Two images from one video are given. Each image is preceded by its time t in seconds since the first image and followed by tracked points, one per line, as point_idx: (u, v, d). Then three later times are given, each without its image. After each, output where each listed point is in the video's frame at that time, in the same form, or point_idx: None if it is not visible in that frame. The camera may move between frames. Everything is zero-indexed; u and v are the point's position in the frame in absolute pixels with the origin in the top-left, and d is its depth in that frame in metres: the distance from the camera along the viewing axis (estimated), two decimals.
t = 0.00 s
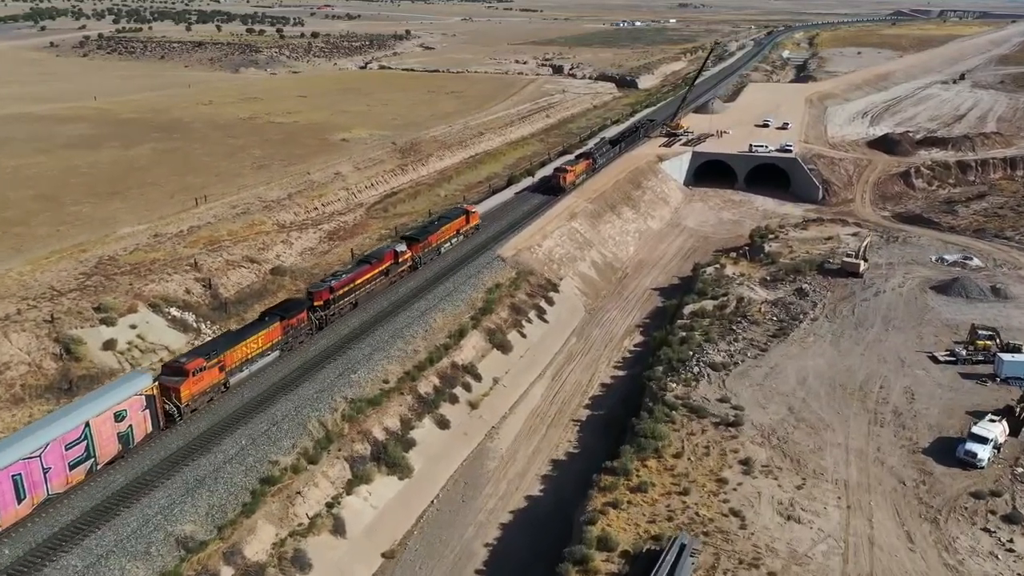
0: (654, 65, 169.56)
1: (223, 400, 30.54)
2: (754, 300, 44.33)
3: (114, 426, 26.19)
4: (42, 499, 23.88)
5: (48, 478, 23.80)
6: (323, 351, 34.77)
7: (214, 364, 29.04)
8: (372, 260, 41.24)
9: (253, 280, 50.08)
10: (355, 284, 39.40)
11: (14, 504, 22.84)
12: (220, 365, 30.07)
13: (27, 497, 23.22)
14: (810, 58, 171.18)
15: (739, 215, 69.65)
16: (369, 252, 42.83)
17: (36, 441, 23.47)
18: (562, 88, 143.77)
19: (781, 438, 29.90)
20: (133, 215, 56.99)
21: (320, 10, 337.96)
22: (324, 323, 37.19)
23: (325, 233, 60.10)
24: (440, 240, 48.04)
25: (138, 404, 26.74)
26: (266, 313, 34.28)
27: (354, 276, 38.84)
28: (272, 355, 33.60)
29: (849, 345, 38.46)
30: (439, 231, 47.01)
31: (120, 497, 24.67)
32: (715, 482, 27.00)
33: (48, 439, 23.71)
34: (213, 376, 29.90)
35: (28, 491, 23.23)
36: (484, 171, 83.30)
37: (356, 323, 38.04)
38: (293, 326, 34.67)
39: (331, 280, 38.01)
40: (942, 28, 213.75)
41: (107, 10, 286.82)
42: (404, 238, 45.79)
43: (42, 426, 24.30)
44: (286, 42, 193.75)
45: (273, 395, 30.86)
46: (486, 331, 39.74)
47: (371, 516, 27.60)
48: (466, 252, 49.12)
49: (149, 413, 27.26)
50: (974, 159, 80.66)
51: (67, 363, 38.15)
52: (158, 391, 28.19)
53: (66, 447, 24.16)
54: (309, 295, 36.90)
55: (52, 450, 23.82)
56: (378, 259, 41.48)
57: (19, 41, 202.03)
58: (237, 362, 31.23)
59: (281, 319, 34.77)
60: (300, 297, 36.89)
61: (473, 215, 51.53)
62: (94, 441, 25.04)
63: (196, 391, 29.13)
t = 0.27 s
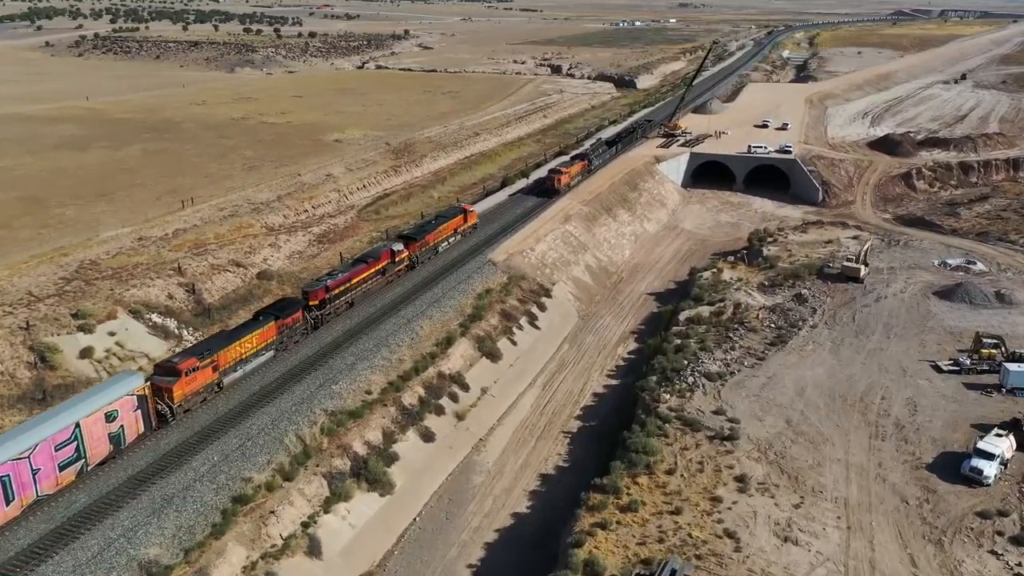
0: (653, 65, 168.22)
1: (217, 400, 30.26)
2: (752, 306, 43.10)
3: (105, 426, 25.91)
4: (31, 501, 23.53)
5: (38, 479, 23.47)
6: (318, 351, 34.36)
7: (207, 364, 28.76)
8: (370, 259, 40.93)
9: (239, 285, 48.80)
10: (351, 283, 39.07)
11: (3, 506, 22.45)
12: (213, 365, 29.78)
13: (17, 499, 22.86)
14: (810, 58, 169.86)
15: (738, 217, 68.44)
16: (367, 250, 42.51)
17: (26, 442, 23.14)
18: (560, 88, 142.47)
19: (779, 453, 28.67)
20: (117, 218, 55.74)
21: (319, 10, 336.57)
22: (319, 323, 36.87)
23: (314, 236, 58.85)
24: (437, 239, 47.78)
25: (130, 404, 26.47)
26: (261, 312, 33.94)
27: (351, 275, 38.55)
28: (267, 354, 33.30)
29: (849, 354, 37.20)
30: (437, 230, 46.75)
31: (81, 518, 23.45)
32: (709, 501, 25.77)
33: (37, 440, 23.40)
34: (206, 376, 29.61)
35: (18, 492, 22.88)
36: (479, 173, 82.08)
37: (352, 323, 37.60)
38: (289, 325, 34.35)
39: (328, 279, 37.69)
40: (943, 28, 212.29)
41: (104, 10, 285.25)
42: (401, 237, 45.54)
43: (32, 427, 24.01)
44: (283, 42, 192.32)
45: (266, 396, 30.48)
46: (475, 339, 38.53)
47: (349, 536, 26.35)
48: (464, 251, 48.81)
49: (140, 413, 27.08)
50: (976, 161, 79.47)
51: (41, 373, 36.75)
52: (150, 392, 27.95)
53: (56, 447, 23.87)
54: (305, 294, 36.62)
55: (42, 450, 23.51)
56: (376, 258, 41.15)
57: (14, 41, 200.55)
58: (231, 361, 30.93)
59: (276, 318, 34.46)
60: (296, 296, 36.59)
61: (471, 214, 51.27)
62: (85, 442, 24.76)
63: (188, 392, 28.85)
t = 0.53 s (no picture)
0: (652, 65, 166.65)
1: (209, 400, 29.73)
2: (749, 314, 41.69)
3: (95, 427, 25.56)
4: (18, 503, 23.26)
5: (24, 480, 23.20)
6: (310, 352, 33.77)
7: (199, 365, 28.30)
8: (366, 258, 40.49)
9: (221, 290, 47.35)
10: (347, 283, 38.59)
11: None
12: (205, 364, 29.31)
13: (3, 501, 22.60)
14: (811, 58, 168.22)
15: (736, 220, 67.01)
16: (363, 250, 42.03)
17: (12, 443, 22.86)
18: (558, 88, 140.96)
19: (776, 473, 27.22)
20: (99, 221, 54.35)
21: (318, 9, 335.12)
22: (314, 322, 36.37)
23: (302, 239, 57.41)
24: (435, 238, 47.37)
25: (120, 404, 26.07)
26: (254, 312, 33.45)
27: (346, 274, 38.09)
28: (261, 354, 32.81)
29: (850, 365, 35.72)
30: (434, 229, 46.35)
31: (31, 546, 22.04)
32: (701, 526, 24.34)
33: (24, 441, 23.11)
34: (198, 376, 29.10)
35: (4, 494, 22.62)
36: (473, 174, 80.67)
37: (346, 324, 36.99)
38: (283, 324, 33.86)
39: (323, 278, 37.22)
40: (945, 28, 210.47)
41: (101, 10, 283.40)
42: (398, 235, 45.10)
43: (20, 427, 23.74)
44: (279, 41, 190.78)
45: (257, 398, 29.90)
46: (461, 349, 37.10)
47: (320, 561, 24.91)
48: (460, 250, 48.37)
49: (131, 414, 26.68)
50: (980, 162, 77.99)
51: (10, 383, 35.12)
52: (140, 392, 27.50)
53: (44, 449, 23.57)
54: (299, 293, 36.15)
55: (30, 451, 23.22)
56: (372, 257, 40.67)
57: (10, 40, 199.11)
58: (224, 361, 30.43)
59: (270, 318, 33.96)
60: (291, 295, 36.11)
61: (468, 213, 51.02)
62: (74, 442, 24.46)
63: (180, 392, 28.36)
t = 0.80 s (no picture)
0: (651, 65, 165.17)
1: (201, 400, 29.50)
2: (746, 323, 40.26)
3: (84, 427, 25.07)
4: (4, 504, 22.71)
5: (11, 482, 22.65)
6: (304, 353, 33.46)
7: (191, 364, 28.04)
8: (362, 258, 40.33)
9: (203, 296, 45.99)
10: (342, 282, 38.40)
11: None
12: (198, 364, 29.06)
13: None
14: (812, 58, 166.58)
15: (735, 223, 65.58)
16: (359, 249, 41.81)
17: None
18: (557, 88, 139.45)
19: (773, 494, 25.83)
20: (81, 224, 53.00)
21: (319, 10, 334.33)
22: (309, 322, 36.15)
23: (289, 243, 56.06)
24: (432, 236, 47.06)
25: (110, 405, 25.67)
26: (248, 312, 33.25)
27: (342, 273, 37.89)
28: (255, 354, 32.57)
29: (851, 377, 34.26)
30: (432, 228, 46.05)
31: None
32: (693, 552, 22.97)
33: (12, 441, 22.56)
34: (191, 376, 28.87)
35: None
36: (468, 176, 79.31)
37: (341, 325, 36.71)
38: (278, 324, 33.61)
39: (319, 277, 37.03)
40: (948, 28, 208.60)
41: (99, 10, 282.04)
42: (395, 234, 44.87)
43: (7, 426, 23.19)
44: (277, 41, 189.45)
45: (250, 399, 29.63)
46: (447, 359, 35.73)
47: None
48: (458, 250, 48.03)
49: (122, 414, 26.12)
50: (984, 164, 76.52)
51: None
52: (132, 392, 27.18)
53: (32, 449, 23.03)
54: (294, 292, 35.96)
55: (17, 452, 22.68)
56: (368, 257, 40.48)
57: (7, 40, 198.09)
58: (217, 361, 30.16)
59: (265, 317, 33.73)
60: (286, 294, 35.88)
61: (467, 212, 50.80)
62: (62, 443, 23.94)
63: (173, 392, 28.09)
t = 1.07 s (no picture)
0: (651, 64, 163.84)
1: (196, 401, 29.01)
2: (744, 331, 39.00)
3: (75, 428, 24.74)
4: None
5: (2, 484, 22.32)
6: (298, 355, 32.95)
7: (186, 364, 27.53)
8: (360, 257, 39.89)
9: (187, 302, 44.76)
10: (340, 282, 37.97)
11: None
12: (193, 364, 28.57)
13: None
14: (813, 58, 165.12)
15: (734, 226, 64.34)
16: (357, 248, 41.38)
17: None
18: (556, 88, 138.23)
19: (770, 515, 24.60)
20: (65, 227, 51.79)
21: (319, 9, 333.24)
22: (305, 322, 35.71)
23: (278, 246, 54.87)
24: (431, 236, 46.72)
25: (102, 405, 25.42)
26: (243, 312, 32.78)
27: (340, 272, 37.49)
28: (251, 354, 32.07)
29: (851, 389, 33.02)
30: (430, 227, 45.69)
31: None
32: None
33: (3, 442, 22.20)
34: (185, 376, 28.43)
35: None
36: (463, 177, 78.10)
37: (336, 325, 36.25)
38: (273, 324, 33.16)
39: (315, 276, 36.57)
40: (951, 28, 206.93)
41: (99, 10, 281.04)
42: (393, 234, 44.52)
43: None
44: (275, 41, 188.37)
45: (244, 400, 29.14)
46: (434, 368, 34.52)
47: None
48: (457, 249, 47.67)
49: (113, 415, 25.85)
50: (988, 165, 75.26)
51: None
52: (125, 392, 26.71)
53: (23, 451, 22.68)
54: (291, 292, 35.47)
55: (8, 454, 22.34)
56: (366, 256, 40.05)
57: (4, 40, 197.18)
58: (211, 361, 29.67)
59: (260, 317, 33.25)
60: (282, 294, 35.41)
61: (466, 212, 50.51)
62: (53, 444, 23.62)
63: (167, 393, 27.62)
